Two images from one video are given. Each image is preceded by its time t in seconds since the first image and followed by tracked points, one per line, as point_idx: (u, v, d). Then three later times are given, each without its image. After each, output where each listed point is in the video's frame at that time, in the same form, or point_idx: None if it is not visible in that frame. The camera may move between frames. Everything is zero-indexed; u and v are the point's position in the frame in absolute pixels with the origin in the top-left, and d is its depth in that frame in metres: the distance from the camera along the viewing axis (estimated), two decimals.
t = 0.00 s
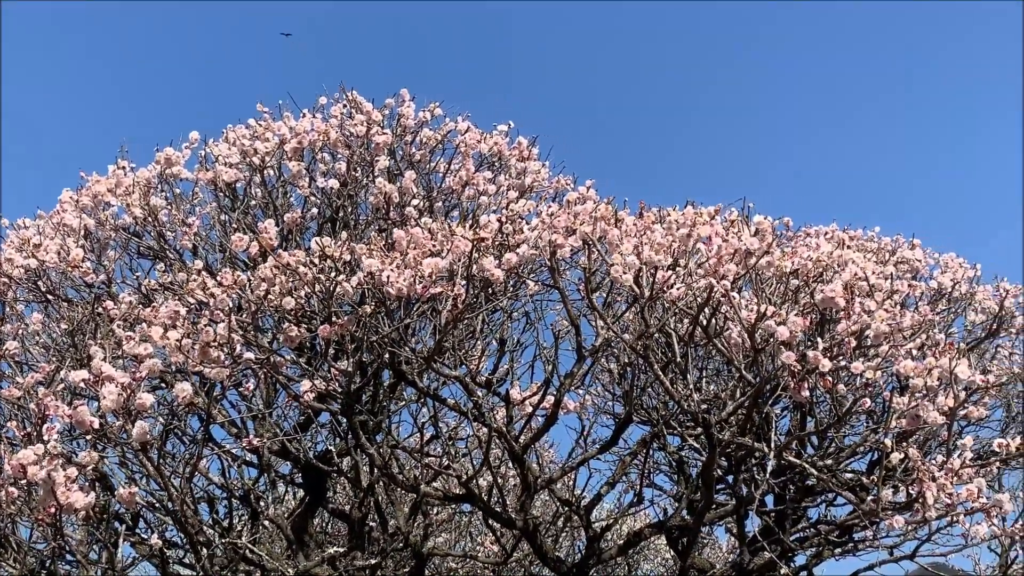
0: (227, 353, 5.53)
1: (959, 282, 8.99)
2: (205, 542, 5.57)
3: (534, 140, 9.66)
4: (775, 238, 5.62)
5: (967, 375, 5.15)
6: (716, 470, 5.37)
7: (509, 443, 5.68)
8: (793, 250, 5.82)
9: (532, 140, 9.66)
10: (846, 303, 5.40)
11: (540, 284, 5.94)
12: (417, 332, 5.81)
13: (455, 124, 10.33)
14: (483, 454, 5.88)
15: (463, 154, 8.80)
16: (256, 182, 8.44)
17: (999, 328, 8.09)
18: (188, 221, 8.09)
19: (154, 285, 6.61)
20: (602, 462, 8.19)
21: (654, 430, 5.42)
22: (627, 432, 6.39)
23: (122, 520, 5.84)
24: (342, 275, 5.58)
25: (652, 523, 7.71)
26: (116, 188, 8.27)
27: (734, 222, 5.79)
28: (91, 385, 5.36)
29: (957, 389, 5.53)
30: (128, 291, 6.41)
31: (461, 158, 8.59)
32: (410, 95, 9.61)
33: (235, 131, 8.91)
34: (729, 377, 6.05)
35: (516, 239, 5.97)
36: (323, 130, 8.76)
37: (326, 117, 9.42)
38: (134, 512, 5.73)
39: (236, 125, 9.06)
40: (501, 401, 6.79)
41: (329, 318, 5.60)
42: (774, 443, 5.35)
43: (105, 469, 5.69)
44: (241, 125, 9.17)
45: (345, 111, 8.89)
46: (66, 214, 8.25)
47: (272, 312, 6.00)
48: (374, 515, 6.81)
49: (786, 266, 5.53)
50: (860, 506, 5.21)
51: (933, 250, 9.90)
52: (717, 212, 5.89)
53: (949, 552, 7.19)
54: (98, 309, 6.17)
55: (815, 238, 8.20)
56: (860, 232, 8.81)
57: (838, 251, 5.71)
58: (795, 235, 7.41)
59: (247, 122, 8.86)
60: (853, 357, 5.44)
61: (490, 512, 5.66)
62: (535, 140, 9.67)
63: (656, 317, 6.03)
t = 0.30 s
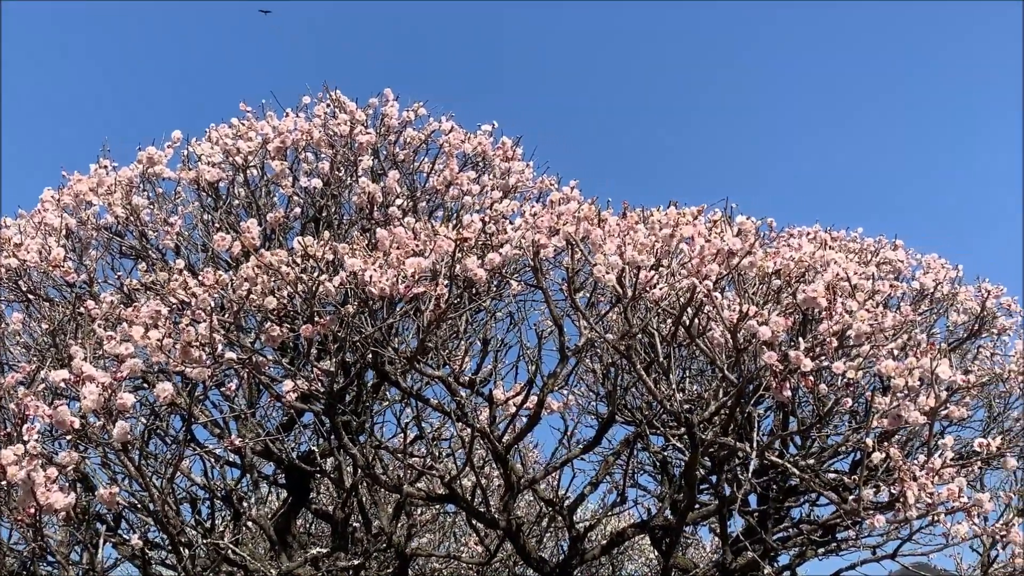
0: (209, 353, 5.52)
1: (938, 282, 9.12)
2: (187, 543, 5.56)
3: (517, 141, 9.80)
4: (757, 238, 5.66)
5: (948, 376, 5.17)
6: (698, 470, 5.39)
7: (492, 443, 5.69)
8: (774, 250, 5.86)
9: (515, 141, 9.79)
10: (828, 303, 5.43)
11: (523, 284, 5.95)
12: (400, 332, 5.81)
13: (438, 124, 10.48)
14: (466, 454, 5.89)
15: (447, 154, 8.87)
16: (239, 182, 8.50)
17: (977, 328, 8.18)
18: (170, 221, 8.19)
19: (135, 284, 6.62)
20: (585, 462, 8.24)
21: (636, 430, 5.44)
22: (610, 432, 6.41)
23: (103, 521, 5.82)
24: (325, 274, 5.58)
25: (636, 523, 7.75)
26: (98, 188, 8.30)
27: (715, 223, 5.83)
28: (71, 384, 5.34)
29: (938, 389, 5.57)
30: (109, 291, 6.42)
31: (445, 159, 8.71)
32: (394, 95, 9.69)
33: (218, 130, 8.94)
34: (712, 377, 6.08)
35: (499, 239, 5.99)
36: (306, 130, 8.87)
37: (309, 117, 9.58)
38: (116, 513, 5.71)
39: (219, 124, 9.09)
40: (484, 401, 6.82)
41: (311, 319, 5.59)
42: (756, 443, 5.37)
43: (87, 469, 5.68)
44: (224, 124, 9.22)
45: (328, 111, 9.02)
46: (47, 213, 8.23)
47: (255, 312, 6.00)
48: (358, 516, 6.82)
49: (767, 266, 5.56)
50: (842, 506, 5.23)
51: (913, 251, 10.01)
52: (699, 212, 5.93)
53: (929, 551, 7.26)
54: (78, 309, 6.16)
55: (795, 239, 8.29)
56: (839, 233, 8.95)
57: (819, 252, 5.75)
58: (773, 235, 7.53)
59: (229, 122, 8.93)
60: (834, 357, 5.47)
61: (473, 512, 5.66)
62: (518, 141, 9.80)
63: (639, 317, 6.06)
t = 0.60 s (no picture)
0: (193, 354, 5.52)
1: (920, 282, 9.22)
2: (172, 544, 5.56)
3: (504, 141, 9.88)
4: (742, 239, 5.69)
5: (932, 376, 5.20)
6: (683, 470, 5.42)
7: (477, 443, 5.69)
8: (760, 251, 5.90)
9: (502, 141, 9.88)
10: (813, 304, 5.44)
11: (509, 285, 5.97)
12: (386, 333, 5.82)
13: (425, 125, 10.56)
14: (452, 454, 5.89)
15: (434, 154, 8.94)
16: (225, 182, 8.57)
17: (960, 328, 8.26)
18: (154, 221, 8.29)
19: (120, 285, 6.64)
20: (572, 462, 8.28)
21: (621, 430, 5.46)
22: (596, 433, 6.44)
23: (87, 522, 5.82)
24: (310, 274, 5.58)
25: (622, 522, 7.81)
26: (82, 188, 8.41)
27: (701, 223, 5.86)
28: (54, 385, 5.33)
29: (922, 389, 5.59)
30: (94, 291, 6.45)
31: (432, 159, 8.80)
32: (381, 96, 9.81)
33: (203, 130, 8.98)
34: (698, 378, 6.12)
35: (485, 240, 6.02)
36: (292, 130, 8.96)
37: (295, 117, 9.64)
38: (100, 514, 5.70)
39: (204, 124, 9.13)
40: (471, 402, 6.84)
41: (296, 319, 5.59)
42: (740, 443, 5.38)
43: (70, 470, 5.67)
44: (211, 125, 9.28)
45: (314, 111, 9.10)
46: (32, 213, 8.25)
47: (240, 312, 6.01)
48: (344, 517, 6.82)
49: (753, 267, 5.60)
50: (826, 506, 5.25)
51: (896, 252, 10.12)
52: (684, 213, 5.96)
53: (914, 551, 7.31)
54: (62, 309, 6.17)
55: (779, 240, 8.38)
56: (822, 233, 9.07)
57: (804, 252, 5.78)
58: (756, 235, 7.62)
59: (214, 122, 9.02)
60: (818, 358, 5.50)
61: (459, 513, 5.66)
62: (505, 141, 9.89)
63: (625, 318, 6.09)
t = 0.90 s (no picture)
0: (174, 354, 5.52)
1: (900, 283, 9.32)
2: (153, 545, 5.55)
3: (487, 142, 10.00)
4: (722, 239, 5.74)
5: (912, 376, 5.23)
6: (664, 470, 5.44)
7: (460, 443, 5.71)
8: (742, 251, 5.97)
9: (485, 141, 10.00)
10: (794, 304, 5.48)
11: (491, 285, 6.01)
12: (369, 333, 5.84)
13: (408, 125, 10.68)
14: (435, 454, 5.90)
15: (417, 155, 9.00)
16: (207, 181, 8.65)
17: (940, 328, 8.34)
18: (135, 221, 8.42)
19: (101, 285, 6.67)
20: (555, 462, 8.34)
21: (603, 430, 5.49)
22: (578, 433, 6.48)
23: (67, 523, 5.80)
24: (291, 274, 5.59)
25: (605, 522, 7.87)
26: (63, 188, 8.49)
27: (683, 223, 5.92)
28: (33, 385, 5.31)
29: (903, 389, 5.63)
30: (74, 291, 6.48)
31: (415, 159, 8.91)
32: (364, 95, 9.95)
33: (185, 129, 9.05)
34: (679, 377, 6.17)
35: (468, 240, 6.07)
36: (274, 129, 9.04)
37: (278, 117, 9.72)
38: (80, 515, 5.68)
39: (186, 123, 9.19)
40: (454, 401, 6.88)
41: (278, 318, 5.59)
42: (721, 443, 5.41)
43: (51, 471, 5.66)
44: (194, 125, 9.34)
45: (297, 111, 9.20)
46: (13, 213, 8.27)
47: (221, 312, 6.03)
48: (327, 518, 6.85)
49: (734, 267, 5.66)
50: (806, 504, 5.28)
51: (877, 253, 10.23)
52: (666, 214, 6.01)
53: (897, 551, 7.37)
54: (41, 309, 6.18)
55: (759, 241, 8.47)
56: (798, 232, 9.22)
57: (784, 252, 5.83)
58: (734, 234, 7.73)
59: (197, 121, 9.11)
60: (799, 358, 5.54)
61: (441, 513, 5.66)
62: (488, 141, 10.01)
63: (607, 318, 6.13)
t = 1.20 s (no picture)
0: (159, 352, 5.53)
1: (882, 280, 9.44)
2: (138, 544, 5.57)
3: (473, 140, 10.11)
4: (707, 237, 5.80)
5: (897, 373, 5.28)
6: (649, 468, 5.47)
7: (447, 441, 5.71)
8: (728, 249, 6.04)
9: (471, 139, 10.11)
10: (780, 302, 5.51)
11: (477, 284, 6.05)
12: (356, 332, 5.88)
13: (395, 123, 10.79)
14: (421, 453, 5.92)
15: (404, 153, 9.11)
16: (192, 179, 8.73)
17: (923, 326, 8.44)
18: (120, 219, 8.49)
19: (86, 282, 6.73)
20: (543, 461, 8.43)
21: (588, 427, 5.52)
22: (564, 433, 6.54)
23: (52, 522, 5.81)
24: (276, 272, 5.61)
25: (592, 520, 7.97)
26: (47, 185, 8.52)
27: (669, 221, 5.99)
28: (17, 384, 5.30)
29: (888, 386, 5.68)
30: (59, 288, 6.54)
31: (401, 157, 9.02)
32: (350, 93, 10.05)
33: (169, 127, 9.13)
34: (665, 375, 6.22)
35: (454, 238, 6.12)
36: (260, 127, 9.11)
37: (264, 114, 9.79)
38: (65, 514, 5.69)
39: (171, 121, 9.25)
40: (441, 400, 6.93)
41: (262, 316, 5.59)
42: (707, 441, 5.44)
43: (35, 470, 5.65)
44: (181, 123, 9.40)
45: (283, 108, 9.29)
46: None
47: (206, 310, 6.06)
48: (313, 516, 6.91)
49: (721, 266, 5.74)
50: (791, 502, 5.31)
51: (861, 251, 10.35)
52: (652, 212, 6.05)
53: (882, 548, 7.45)
54: (25, 307, 6.21)
55: (742, 239, 8.57)
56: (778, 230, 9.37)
57: (770, 250, 5.88)
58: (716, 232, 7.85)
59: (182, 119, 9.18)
60: (784, 356, 5.58)
61: (427, 511, 5.66)
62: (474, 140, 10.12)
63: (593, 316, 6.19)
